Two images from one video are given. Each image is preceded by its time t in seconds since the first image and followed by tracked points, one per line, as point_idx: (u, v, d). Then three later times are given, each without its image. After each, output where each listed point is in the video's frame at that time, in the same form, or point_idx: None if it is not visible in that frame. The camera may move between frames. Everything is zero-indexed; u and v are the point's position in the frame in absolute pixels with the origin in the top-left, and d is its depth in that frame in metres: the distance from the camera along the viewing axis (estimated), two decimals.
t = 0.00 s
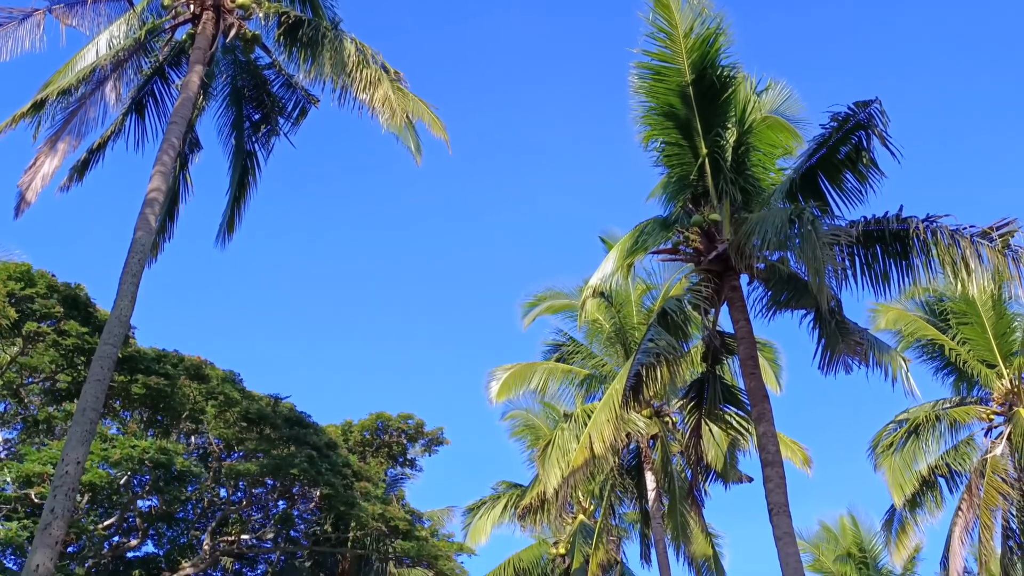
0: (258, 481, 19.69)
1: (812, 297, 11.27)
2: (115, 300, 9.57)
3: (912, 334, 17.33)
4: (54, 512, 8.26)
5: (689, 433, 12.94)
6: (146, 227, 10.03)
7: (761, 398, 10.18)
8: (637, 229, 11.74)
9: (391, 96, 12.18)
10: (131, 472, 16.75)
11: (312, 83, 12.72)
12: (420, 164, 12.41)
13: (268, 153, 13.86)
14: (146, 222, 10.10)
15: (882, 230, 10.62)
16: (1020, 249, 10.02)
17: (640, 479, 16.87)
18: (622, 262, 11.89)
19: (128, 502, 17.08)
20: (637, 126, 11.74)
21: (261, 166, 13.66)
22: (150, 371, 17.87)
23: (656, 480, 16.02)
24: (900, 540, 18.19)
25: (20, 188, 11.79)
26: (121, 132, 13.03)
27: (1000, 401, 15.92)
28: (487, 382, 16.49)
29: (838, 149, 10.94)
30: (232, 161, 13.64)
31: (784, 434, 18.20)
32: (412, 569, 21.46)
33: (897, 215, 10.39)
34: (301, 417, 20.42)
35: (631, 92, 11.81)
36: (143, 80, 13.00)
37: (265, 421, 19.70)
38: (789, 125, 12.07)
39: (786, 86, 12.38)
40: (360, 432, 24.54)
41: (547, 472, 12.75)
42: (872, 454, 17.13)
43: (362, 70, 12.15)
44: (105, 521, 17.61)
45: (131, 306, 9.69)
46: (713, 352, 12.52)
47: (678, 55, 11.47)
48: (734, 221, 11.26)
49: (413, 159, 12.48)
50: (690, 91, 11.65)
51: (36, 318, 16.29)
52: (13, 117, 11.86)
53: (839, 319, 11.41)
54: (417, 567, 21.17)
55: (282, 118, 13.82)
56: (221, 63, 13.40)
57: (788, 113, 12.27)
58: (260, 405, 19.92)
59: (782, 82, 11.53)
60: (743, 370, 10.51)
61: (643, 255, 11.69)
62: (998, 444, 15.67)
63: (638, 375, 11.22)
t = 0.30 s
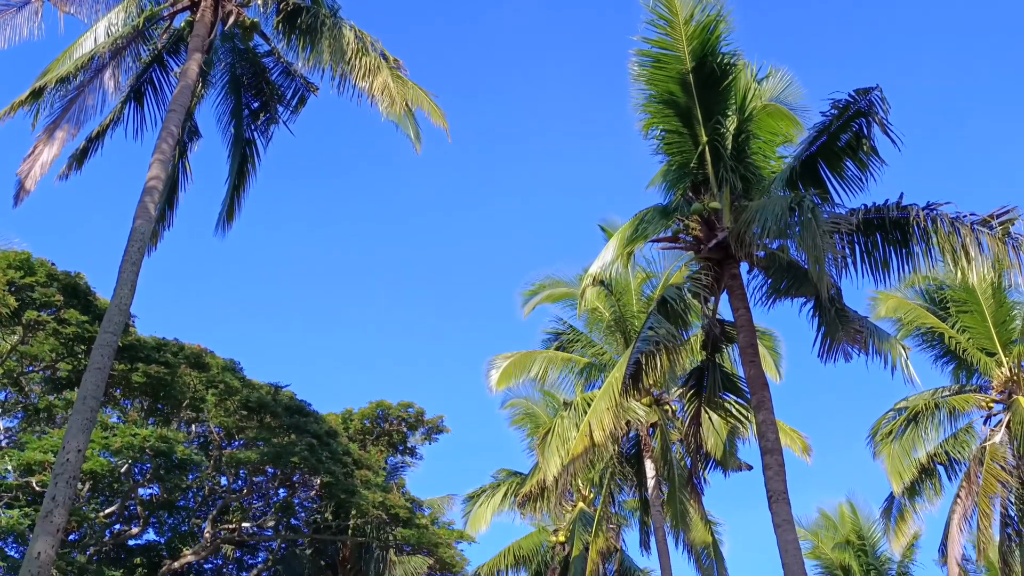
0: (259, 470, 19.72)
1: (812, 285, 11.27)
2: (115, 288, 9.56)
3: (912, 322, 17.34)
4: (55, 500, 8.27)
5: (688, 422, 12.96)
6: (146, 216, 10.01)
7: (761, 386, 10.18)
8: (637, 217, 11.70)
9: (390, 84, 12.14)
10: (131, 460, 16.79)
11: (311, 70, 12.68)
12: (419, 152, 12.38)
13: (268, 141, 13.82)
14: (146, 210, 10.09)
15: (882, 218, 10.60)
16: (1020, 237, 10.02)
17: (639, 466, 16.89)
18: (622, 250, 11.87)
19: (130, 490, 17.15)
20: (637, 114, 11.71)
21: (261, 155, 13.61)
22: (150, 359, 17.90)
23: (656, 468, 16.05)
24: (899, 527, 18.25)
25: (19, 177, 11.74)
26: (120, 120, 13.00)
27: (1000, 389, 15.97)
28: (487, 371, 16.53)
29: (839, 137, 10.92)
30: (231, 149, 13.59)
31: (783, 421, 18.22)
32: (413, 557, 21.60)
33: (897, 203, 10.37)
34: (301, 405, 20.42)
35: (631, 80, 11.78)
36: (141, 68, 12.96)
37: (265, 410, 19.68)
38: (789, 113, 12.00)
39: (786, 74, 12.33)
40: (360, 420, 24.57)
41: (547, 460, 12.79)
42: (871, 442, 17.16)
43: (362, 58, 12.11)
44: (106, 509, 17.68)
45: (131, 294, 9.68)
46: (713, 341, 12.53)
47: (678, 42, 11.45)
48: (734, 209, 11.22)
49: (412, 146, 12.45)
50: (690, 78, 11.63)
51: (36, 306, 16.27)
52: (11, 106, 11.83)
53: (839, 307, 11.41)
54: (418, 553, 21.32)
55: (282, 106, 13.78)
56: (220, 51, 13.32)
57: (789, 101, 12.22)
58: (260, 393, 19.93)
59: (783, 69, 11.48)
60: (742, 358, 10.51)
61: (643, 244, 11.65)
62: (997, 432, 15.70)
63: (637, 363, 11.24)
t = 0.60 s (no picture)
0: (260, 458, 19.74)
1: (811, 273, 11.26)
2: (115, 277, 9.55)
3: (912, 309, 17.34)
4: (57, 488, 8.28)
5: (688, 409, 12.99)
6: (145, 204, 10.00)
7: (761, 373, 10.19)
8: (637, 205, 11.66)
9: (389, 72, 12.09)
10: (132, 448, 16.82)
11: (310, 58, 12.64)
12: (419, 140, 12.35)
13: (267, 129, 13.78)
14: (145, 198, 10.08)
15: (883, 206, 10.58)
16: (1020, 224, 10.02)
17: (639, 454, 16.93)
18: (622, 239, 11.84)
19: (131, 478, 17.22)
20: (637, 101, 11.68)
21: (260, 142, 13.55)
22: (150, 348, 17.92)
23: (655, 455, 16.08)
24: (898, 514, 18.31)
25: (17, 165, 11.68)
26: (119, 108, 12.96)
27: (999, 376, 15.94)
28: (487, 359, 16.56)
29: (840, 124, 10.89)
30: (231, 137, 13.52)
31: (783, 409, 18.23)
32: (413, 544, 21.83)
33: (897, 190, 10.35)
34: (302, 394, 20.41)
35: (632, 67, 11.74)
36: (139, 55, 12.92)
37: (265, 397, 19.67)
38: (791, 100, 11.94)
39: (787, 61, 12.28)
40: (361, 409, 24.60)
41: (547, 448, 12.83)
42: (870, 430, 17.20)
43: (361, 45, 12.07)
44: (107, 497, 17.74)
45: (131, 282, 9.67)
46: (712, 329, 12.55)
47: (679, 29, 11.43)
48: (734, 197, 11.20)
49: (411, 134, 12.41)
50: (691, 65, 11.60)
51: (36, 294, 16.28)
52: (10, 93, 11.81)
53: (839, 295, 11.42)
54: (417, 542, 21.66)
55: (281, 94, 13.75)
56: (217, 38, 13.22)
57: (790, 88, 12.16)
58: (260, 381, 19.93)
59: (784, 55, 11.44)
60: (742, 346, 10.50)
61: (643, 231, 11.60)
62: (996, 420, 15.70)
63: (637, 350, 11.26)
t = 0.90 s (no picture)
0: (260, 446, 19.77)
1: (811, 261, 11.27)
2: (115, 265, 9.54)
3: (912, 297, 17.35)
4: (58, 475, 8.27)
5: (687, 397, 13.00)
6: (144, 192, 9.99)
7: (760, 361, 10.20)
8: (637, 193, 11.65)
9: (389, 59, 12.05)
10: (133, 436, 16.86)
11: (309, 45, 12.60)
12: (419, 127, 12.31)
13: (266, 117, 13.73)
14: (144, 186, 10.06)
15: (883, 194, 10.56)
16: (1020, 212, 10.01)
17: (639, 442, 16.95)
18: (622, 227, 11.83)
19: (131, 466, 17.28)
20: (638, 89, 11.64)
21: (259, 130, 13.50)
22: (150, 336, 17.93)
23: (655, 443, 16.11)
24: (897, 502, 18.36)
25: (16, 153, 11.63)
26: (118, 95, 12.93)
27: (998, 363, 15.96)
28: (487, 347, 16.59)
29: (840, 112, 10.87)
30: (230, 125, 13.46)
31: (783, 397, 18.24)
32: (413, 531, 21.84)
33: (897, 178, 10.33)
34: (302, 382, 20.41)
35: (632, 54, 11.71)
36: (138, 42, 12.88)
37: (265, 385, 19.64)
38: (791, 87, 11.85)
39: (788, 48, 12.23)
40: (361, 397, 24.63)
41: (546, 435, 12.85)
42: (869, 417, 17.24)
43: (360, 32, 12.01)
44: (108, 485, 17.79)
45: (131, 270, 9.66)
46: (712, 317, 12.56)
47: (679, 16, 11.39)
48: (734, 184, 11.18)
49: (411, 122, 12.38)
50: (691, 53, 11.57)
51: (36, 283, 16.26)
52: (9, 81, 11.78)
53: (839, 283, 11.42)
54: (418, 529, 21.72)
55: (280, 82, 13.71)
56: (216, 25, 13.22)
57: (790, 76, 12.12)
58: (260, 369, 19.93)
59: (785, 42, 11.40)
60: (742, 333, 10.49)
61: (643, 219, 11.59)
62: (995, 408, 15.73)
63: (637, 338, 11.28)
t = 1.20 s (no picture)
0: (260, 435, 19.82)
1: (811, 249, 11.26)
2: (115, 254, 9.54)
3: (912, 286, 17.35)
4: (59, 464, 8.29)
5: (687, 385, 13.01)
6: (144, 180, 9.98)
7: (760, 350, 10.21)
8: (637, 181, 11.61)
9: (388, 47, 12.01)
10: (134, 425, 16.88)
11: (308, 33, 12.57)
12: (419, 116, 12.27)
13: (265, 106, 13.68)
14: (144, 175, 10.05)
15: (883, 182, 10.54)
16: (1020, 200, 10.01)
17: (638, 431, 16.99)
18: (621, 216, 11.81)
19: (132, 455, 17.33)
20: (638, 77, 11.61)
21: (259, 119, 13.45)
22: (150, 325, 17.94)
23: (655, 432, 16.14)
24: (896, 490, 18.41)
25: (15, 141, 11.58)
26: (117, 84, 12.89)
27: (998, 352, 15.96)
28: (487, 336, 16.60)
29: (840, 100, 10.83)
30: (229, 114, 13.40)
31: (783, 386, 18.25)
32: (414, 519, 21.92)
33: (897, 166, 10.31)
34: (302, 371, 20.41)
35: (632, 43, 11.68)
36: (137, 31, 12.83)
37: (265, 374, 19.66)
38: (792, 76, 11.81)
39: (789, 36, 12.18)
40: (361, 386, 24.68)
41: (546, 424, 12.87)
42: (868, 406, 17.28)
43: (359, 20, 11.97)
44: (109, 474, 17.84)
45: (131, 259, 9.65)
46: (712, 305, 12.55)
47: (679, 4, 11.35)
48: (735, 173, 11.15)
49: (411, 110, 12.33)
50: (691, 41, 11.54)
51: (36, 272, 16.29)
52: (7, 70, 11.74)
53: (839, 272, 11.42)
54: (418, 517, 21.83)
55: (279, 70, 13.67)
56: (215, 13, 13.21)
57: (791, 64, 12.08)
58: (260, 358, 19.93)
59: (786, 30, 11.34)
60: (741, 322, 10.48)
61: (643, 208, 11.56)
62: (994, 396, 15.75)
63: (637, 327, 11.29)
